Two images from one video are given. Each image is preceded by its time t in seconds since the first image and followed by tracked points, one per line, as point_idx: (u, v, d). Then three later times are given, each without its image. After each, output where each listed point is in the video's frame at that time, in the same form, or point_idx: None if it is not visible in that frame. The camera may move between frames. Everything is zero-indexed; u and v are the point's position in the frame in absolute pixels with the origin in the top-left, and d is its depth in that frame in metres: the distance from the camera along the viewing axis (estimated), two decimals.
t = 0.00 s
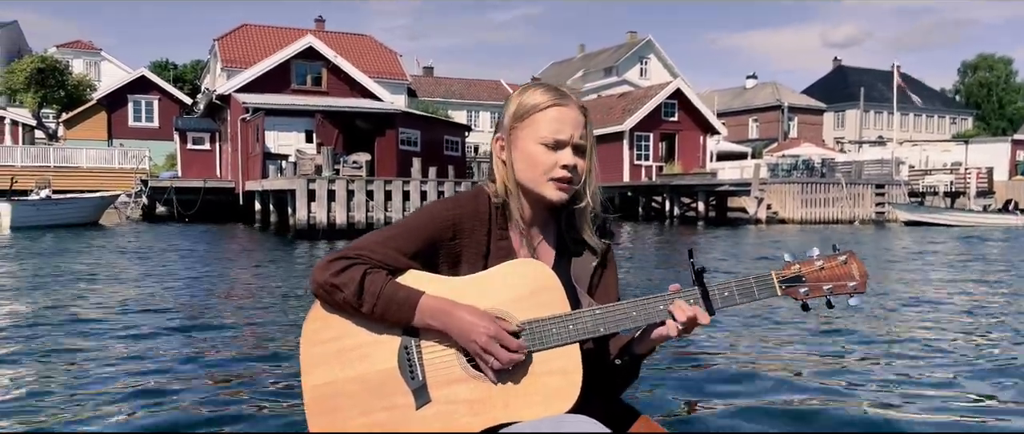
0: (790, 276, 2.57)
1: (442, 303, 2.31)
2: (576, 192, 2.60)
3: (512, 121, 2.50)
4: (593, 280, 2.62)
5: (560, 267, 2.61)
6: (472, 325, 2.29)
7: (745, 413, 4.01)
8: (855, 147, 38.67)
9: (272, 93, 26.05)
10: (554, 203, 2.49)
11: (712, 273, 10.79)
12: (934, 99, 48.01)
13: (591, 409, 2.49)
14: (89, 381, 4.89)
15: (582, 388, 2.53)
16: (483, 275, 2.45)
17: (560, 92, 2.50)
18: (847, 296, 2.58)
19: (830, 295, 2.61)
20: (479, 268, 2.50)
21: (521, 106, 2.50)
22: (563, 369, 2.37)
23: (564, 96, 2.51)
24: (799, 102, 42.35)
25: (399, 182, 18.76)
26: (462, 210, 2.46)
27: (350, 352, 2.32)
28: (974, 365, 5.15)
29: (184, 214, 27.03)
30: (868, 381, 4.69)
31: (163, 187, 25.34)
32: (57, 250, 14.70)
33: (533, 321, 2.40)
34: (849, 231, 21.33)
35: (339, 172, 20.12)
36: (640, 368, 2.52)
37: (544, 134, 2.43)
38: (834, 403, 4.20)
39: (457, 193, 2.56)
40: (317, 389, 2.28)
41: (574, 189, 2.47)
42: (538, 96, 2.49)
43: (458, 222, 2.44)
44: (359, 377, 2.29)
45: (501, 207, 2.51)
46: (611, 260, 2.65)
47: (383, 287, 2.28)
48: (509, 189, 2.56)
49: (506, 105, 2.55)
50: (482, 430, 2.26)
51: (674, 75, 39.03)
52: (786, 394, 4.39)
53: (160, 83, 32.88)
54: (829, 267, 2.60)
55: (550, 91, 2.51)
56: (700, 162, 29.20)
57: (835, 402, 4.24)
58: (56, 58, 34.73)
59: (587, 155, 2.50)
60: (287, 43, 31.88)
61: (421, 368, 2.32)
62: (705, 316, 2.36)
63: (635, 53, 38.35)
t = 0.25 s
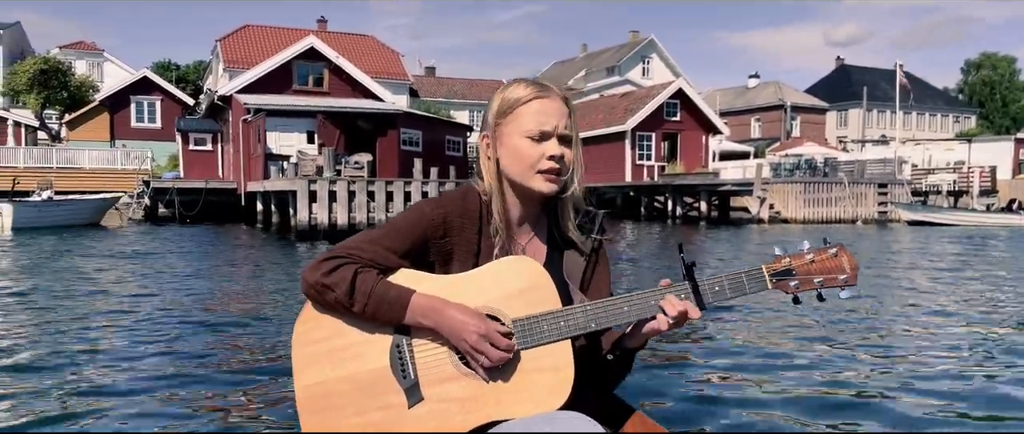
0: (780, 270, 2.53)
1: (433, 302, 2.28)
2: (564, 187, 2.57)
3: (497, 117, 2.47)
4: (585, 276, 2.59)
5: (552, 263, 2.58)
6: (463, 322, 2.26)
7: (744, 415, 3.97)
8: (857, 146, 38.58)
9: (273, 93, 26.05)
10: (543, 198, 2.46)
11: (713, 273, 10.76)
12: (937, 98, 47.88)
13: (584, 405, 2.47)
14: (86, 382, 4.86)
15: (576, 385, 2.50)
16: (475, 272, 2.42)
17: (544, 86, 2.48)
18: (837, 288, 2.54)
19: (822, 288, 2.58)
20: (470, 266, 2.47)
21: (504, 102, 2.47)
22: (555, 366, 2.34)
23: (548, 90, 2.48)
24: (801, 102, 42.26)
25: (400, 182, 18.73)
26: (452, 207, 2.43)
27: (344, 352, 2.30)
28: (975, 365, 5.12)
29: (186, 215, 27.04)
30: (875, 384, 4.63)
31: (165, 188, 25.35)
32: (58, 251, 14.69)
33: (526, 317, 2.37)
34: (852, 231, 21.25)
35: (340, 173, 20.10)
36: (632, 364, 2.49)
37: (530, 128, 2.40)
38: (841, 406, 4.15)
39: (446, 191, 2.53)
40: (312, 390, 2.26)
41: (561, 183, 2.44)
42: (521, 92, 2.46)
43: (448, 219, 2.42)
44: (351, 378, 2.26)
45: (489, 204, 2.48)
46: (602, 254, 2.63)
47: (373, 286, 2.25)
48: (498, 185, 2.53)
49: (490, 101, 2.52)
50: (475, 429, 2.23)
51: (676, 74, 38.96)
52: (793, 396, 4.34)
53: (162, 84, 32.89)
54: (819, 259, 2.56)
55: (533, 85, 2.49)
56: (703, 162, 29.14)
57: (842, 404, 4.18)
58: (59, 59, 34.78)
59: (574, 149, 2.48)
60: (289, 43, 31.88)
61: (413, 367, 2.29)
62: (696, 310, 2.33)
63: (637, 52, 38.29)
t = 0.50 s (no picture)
0: (780, 262, 2.50)
1: (433, 295, 2.26)
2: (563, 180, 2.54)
3: (494, 111, 2.45)
4: (585, 270, 2.56)
5: (552, 256, 2.56)
6: (463, 316, 2.23)
7: (748, 416, 3.94)
8: (859, 147, 38.53)
9: (275, 93, 26.05)
10: (543, 189, 2.44)
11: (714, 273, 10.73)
12: (940, 99, 47.81)
13: (585, 399, 2.44)
14: (84, 380, 4.83)
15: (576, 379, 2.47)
16: (475, 265, 2.40)
17: (541, 78, 2.46)
18: (838, 280, 2.50)
19: (823, 280, 2.54)
20: (472, 259, 2.44)
21: (500, 94, 2.45)
22: (556, 358, 2.30)
23: (544, 81, 2.46)
24: (804, 102, 42.21)
25: (401, 182, 18.71)
26: (453, 201, 2.41)
27: (345, 346, 2.27)
28: (976, 365, 5.09)
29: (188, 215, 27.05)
30: (886, 385, 4.57)
31: (167, 188, 25.35)
32: (59, 250, 14.69)
33: (526, 311, 2.34)
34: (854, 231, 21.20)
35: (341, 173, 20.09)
36: (633, 357, 2.46)
37: (527, 119, 2.38)
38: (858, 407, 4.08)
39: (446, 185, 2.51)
40: (312, 383, 2.23)
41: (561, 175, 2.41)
42: (517, 84, 2.44)
43: (448, 213, 2.39)
44: (352, 371, 2.24)
45: (487, 198, 2.46)
46: (602, 247, 2.60)
47: (374, 280, 2.23)
48: (498, 179, 2.51)
49: (486, 94, 2.50)
50: (476, 423, 2.19)
51: (679, 75, 38.92)
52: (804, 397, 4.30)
53: (164, 84, 32.91)
54: (820, 252, 2.53)
55: (529, 77, 2.47)
56: (704, 162, 29.12)
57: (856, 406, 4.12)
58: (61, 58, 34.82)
59: (572, 142, 2.46)
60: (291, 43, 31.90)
61: (414, 360, 2.26)
62: (696, 303, 2.30)
63: (639, 52, 38.26)
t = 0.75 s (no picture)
0: (786, 257, 2.49)
1: (439, 290, 2.25)
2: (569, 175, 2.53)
3: (500, 108, 2.43)
4: (591, 265, 2.54)
5: (558, 251, 2.55)
6: (469, 309, 2.23)
7: (751, 414, 3.93)
8: (862, 147, 38.48)
9: (277, 93, 26.05)
10: (550, 184, 2.42)
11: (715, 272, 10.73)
12: (942, 99, 47.74)
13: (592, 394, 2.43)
14: (87, 379, 4.82)
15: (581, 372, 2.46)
16: (481, 260, 2.39)
17: (547, 74, 2.44)
18: (844, 275, 2.49)
19: (828, 275, 2.53)
20: (477, 254, 2.43)
21: (505, 91, 2.43)
22: (562, 352, 2.29)
23: (550, 77, 2.44)
24: (806, 102, 42.15)
25: (402, 182, 18.69)
26: (458, 196, 2.40)
27: (353, 339, 2.27)
28: (979, 365, 5.07)
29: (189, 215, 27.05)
30: (893, 384, 4.55)
31: (169, 187, 25.38)
32: (61, 249, 14.70)
33: (533, 305, 2.33)
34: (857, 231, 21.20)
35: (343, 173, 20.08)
36: (639, 351, 2.45)
37: (532, 117, 2.37)
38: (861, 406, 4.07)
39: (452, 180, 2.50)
40: (319, 377, 2.23)
41: (567, 172, 2.40)
42: (521, 80, 2.42)
43: (454, 208, 2.39)
44: (358, 365, 2.23)
45: (493, 194, 2.45)
46: (608, 241, 2.58)
47: (380, 275, 2.22)
48: (503, 175, 2.50)
49: (490, 91, 2.48)
50: (482, 417, 2.18)
51: (680, 75, 38.90)
52: (810, 395, 4.29)
53: (166, 84, 32.91)
54: (827, 247, 2.52)
55: (535, 73, 2.44)
56: (706, 162, 29.10)
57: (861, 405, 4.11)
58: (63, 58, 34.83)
59: (578, 137, 2.44)
60: (293, 43, 31.91)
61: (421, 354, 2.25)
62: (703, 298, 2.29)
63: (641, 52, 38.24)
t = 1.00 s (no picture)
0: (788, 257, 2.49)
1: (441, 290, 2.25)
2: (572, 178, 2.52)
3: (505, 114, 2.42)
4: (593, 266, 2.54)
5: (561, 252, 2.55)
6: (471, 311, 2.22)
7: (751, 414, 3.92)
8: (863, 146, 38.43)
9: (278, 93, 26.05)
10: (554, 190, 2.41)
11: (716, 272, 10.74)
12: (944, 98, 47.69)
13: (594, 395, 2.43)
14: (88, 378, 4.82)
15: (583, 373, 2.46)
16: (483, 261, 2.39)
17: (552, 80, 2.42)
18: (846, 275, 2.49)
19: (831, 274, 2.53)
20: (480, 255, 2.43)
21: (510, 95, 2.41)
22: (564, 353, 2.28)
23: (556, 84, 2.42)
24: (807, 101, 42.12)
25: (403, 182, 18.68)
26: (461, 199, 2.39)
27: (356, 340, 2.26)
28: (979, 365, 5.06)
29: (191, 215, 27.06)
30: (892, 384, 4.57)
31: (170, 188, 25.40)
32: (62, 249, 14.72)
33: (536, 305, 2.32)
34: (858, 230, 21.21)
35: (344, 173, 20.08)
36: (642, 352, 2.45)
37: (538, 125, 2.35)
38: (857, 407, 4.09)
39: (455, 181, 2.49)
40: (321, 377, 2.23)
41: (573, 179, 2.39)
42: (527, 85, 2.40)
43: (457, 210, 2.38)
44: (361, 366, 2.23)
45: (496, 198, 2.44)
46: (610, 243, 2.58)
47: (383, 275, 2.22)
48: (507, 179, 2.49)
49: (495, 94, 2.46)
50: (484, 418, 2.18)
51: (681, 74, 38.89)
52: (811, 396, 4.31)
53: (168, 84, 32.92)
54: (829, 247, 2.52)
55: (541, 79, 2.42)
56: (707, 162, 29.07)
57: (859, 405, 4.13)
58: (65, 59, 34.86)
59: (583, 143, 2.42)
60: (294, 43, 31.93)
61: (423, 354, 2.25)
62: (706, 298, 2.28)
63: (642, 52, 38.22)
